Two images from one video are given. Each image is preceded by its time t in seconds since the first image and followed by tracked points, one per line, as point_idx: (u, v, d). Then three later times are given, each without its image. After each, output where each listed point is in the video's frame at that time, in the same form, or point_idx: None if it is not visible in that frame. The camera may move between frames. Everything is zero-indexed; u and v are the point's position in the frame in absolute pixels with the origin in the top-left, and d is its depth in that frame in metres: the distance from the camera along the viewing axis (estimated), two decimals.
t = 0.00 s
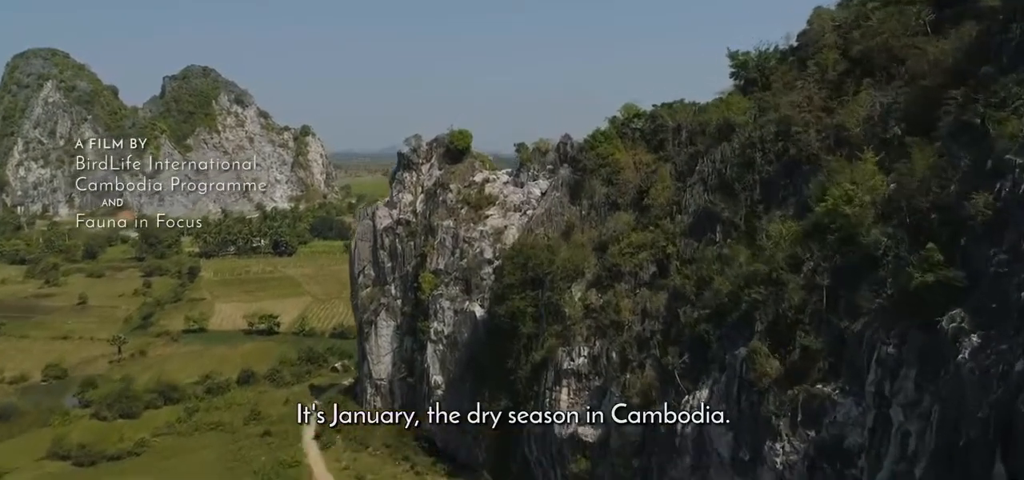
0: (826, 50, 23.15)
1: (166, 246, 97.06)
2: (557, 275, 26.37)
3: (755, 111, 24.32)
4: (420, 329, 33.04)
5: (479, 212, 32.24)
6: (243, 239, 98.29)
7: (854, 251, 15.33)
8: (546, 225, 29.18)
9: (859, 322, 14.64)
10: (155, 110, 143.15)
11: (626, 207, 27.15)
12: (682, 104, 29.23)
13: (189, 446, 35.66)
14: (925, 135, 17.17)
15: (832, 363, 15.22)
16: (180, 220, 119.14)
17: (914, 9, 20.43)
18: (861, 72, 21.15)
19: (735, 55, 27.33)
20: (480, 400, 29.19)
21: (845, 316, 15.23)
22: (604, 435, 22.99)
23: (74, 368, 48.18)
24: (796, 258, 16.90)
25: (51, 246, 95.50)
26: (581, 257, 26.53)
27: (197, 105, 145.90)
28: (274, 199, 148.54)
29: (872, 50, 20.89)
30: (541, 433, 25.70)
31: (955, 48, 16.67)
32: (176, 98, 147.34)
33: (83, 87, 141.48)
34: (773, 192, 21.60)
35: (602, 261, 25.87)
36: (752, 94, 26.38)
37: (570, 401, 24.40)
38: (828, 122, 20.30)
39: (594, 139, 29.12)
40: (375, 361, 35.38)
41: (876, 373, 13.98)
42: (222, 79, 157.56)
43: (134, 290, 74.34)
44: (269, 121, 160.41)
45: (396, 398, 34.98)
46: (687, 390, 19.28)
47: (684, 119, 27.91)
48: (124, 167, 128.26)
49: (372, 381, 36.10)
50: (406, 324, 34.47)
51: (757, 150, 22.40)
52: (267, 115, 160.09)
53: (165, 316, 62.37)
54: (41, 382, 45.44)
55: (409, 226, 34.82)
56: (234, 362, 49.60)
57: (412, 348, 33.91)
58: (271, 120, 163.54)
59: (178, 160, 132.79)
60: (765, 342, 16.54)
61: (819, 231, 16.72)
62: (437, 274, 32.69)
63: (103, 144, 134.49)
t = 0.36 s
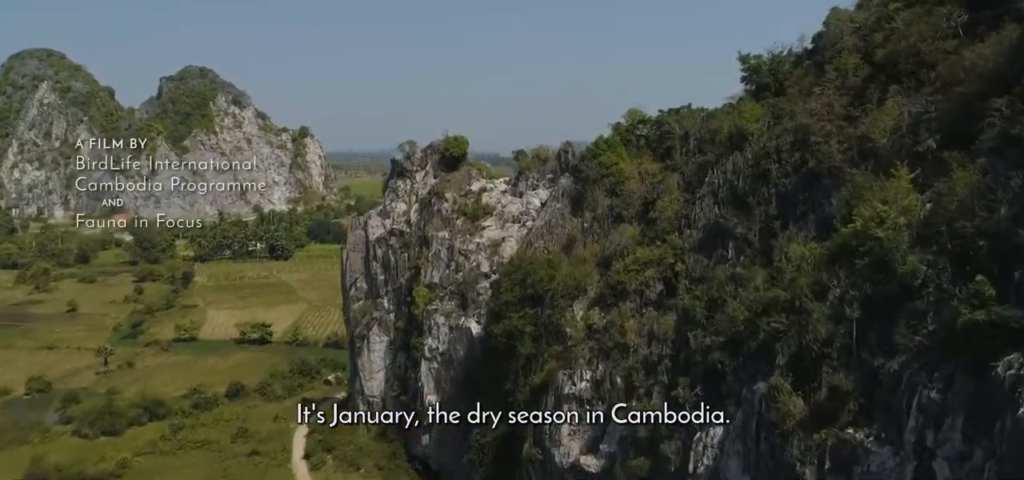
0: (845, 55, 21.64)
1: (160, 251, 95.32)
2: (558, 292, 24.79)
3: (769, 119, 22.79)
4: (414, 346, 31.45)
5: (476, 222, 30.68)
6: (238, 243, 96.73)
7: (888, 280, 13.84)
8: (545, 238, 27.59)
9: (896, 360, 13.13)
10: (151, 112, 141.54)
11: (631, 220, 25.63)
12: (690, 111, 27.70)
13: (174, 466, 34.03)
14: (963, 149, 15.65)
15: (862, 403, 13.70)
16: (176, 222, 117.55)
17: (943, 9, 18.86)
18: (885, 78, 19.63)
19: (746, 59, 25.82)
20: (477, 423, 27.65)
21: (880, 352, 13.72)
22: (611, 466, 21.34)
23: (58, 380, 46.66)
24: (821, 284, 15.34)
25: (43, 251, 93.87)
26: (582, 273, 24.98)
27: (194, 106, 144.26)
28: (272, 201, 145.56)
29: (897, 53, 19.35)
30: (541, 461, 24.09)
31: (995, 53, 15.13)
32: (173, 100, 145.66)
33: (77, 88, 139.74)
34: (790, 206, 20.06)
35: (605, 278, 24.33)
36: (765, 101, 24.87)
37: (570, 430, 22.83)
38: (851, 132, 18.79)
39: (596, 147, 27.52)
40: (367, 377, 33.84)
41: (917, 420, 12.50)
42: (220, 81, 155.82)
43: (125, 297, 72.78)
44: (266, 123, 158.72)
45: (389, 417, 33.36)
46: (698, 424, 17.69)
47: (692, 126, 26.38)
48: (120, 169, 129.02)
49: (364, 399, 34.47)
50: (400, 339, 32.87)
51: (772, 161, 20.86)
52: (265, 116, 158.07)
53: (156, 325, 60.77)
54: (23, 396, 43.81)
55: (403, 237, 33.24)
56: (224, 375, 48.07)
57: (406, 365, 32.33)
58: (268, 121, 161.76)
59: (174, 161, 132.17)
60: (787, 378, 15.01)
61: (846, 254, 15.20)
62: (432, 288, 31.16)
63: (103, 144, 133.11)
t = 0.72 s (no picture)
0: (867, 62, 20.13)
1: (153, 256, 93.49)
2: (558, 313, 23.18)
3: (786, 132, 21.25)
4: (407, 366, 29.87)
5: (472, 236, 29.14)
6: (233, 247, 95.10)
7: (931, 322, 12.34)
8: (545, 254, 25.92)
9: (941, 414, 11.67)
10: (148, 113, 139.70)
11: (636, 237, 24.11)
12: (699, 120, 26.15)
13: None
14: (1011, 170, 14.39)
15: (902, 461, 12.23)
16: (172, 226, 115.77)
17: (978, 11, 17.33)
18: (913, 88, 18.10)
19: (759, 65, 24.25)
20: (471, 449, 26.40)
21: (922, 402, 12.23)
22: None
23: (42, 395, 45.11)
24: (852, 321, 13.80)
25: (35, 256, 92.15)
26: (584, 293, 23.41)
27: (191, 108, 142.37)
28: (269, 203, 142.51)
29: (927, 61, 17.83)
30: None
31: None
32: (170, 102, 143.88)
33: (73, 90, 137.92)
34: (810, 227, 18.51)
35: (609, 300, 22.76)
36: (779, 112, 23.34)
37: (571, 463, 21.62)
38: (878, 147, 17.26)
39: (598, 157, 25.97)
40: (359, 396, 32.36)
41: None
42: (217, 82, 154.00)
43: (116, 304, 71.24)
44: (264, 124, 156.83)
45: (381, 439, 31.72)
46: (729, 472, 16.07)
47: (701, 137, 24.83)
48: (117, 169, 128.36)
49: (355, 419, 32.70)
50: (392, 358, 31.32)
51: (789, 177, 19.31)
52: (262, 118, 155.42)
53: (145, 334, 59.22)
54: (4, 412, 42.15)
55: (396, 251, 31.65)
56: (213, 389, 46.50)
57: (399, 385, 30.72)
58: (266, 123, 159.94)
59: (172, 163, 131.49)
60: (814, 426, 13.48)
61: (880, 286, 13.66)
62: (425, 305, 29.61)
63: (103, 144, 131.59)
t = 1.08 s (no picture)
0: (894, 70, 18.55)
1: (147, 261, 91.42)
2: (558, 339, 21.42)
3: (805, 146, 19.67)
4: (398, 389, 28.28)
5: (467, 252, 27.51)
6: (228, 252, 93.34)
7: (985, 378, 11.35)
8: (545, 274, 24.29)
9: None
10: (144, 115, 137.14)
11: (641, 257, 22.56)
12: (709, 130, 24.52)
13: None
14: None
15: None
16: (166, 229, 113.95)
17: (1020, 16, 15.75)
18: (947, 101, 16.54)
19: (773, 73, 22.63)
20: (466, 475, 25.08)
21: (978, 468, 11.48)
22: None
23: (24, 411, 43.84)
24: (890, 368, 12.68)
25: (26, 261, 90.36)
26: (587, 317, 21.81)
27: (188, 109, 138.70)
28: (267, 205, 139.43)
29: (962, 70, 16.26)
30: None
31: None
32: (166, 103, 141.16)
33: (68, 91, 135.55)
34: (833, 252, 16.98)
35: (613, 325, 21.22)
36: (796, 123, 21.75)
37: None
38: (908, 166, 15.68)
39: (602, 170, 24.30)
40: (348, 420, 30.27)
41: None
42: (215, 82, 151.47)
43: (106, 313, 69.45)
44: (262, 126, 154.29)
45: (372, 465, 29.99)
46: None
47: (711, 149, 23.25)
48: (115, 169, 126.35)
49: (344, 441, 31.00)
50: (383, 379, 29.63)
51: (811, 197, 17.71)
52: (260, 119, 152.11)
53: (133, 345, 57.44)
54: None
55: (387, 266, 30.03)
56: (202, 403, 44.88)
57: (390, 409, 29.07)
58: (264, 124, 157.46)
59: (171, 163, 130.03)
60: None
61: (921, 328, 12.46)
62: (418, 325, 28.00)
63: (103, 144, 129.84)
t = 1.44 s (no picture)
0: (924, 80, 16.96)
1: (139, 267, 89.37)
2: (558, 368, 19.84)
3: (827, 162, 18.16)
4: (389, 414, 26.75)
5: (463, 270, 25.95)
6: (222, 258, 91.60)
7: None
8: (544, 295, 22.76)
9: None
10: (140, 116, 134.63)
11: (647, 279, 21.07)
12: (720, 141, 22.96)
13: None
14: None
15: None
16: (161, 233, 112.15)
17: None
18: (986, 114, 14.99)
19: (789, 81, 21.06)
20: None
21: None
22: None
23: (4, 428, 42.76)
24: (937, 428, 11.85)
25: (17, 267, 88.71)
26: (589, 345, 20.30)
27: (186, 110, 135.45)
28: (264, 207, 137.20)
29: (1005, 81, 14.66)
30: None
31: None
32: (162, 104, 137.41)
33: (63, 92, 133.14)
34: (859, 282, 15.50)
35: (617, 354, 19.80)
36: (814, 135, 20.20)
37: None
38: (947, 187, 14.10)
39: (603, 183, 22.70)
40: (337, 443, 28.48)
41: None
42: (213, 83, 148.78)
43: (96, 321, 67.79)
44: (260, 127, 151.86)
45: None
46: None
47: (722, 162, 21.75)
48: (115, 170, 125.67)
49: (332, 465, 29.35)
50: (374, 401, 28.03)
51: (835, 220, 16.18)
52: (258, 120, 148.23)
53: (121, 356, 55.78)
54: None
55: (377, 283, 28.43)
56: (188, 420, 43.36)
57: (381, 435, 27.50)
58: (262, 125, 155.10)
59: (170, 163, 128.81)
60: None
61: (972, 383, 11.66)
62: (410, 347, 26.20)
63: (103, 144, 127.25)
